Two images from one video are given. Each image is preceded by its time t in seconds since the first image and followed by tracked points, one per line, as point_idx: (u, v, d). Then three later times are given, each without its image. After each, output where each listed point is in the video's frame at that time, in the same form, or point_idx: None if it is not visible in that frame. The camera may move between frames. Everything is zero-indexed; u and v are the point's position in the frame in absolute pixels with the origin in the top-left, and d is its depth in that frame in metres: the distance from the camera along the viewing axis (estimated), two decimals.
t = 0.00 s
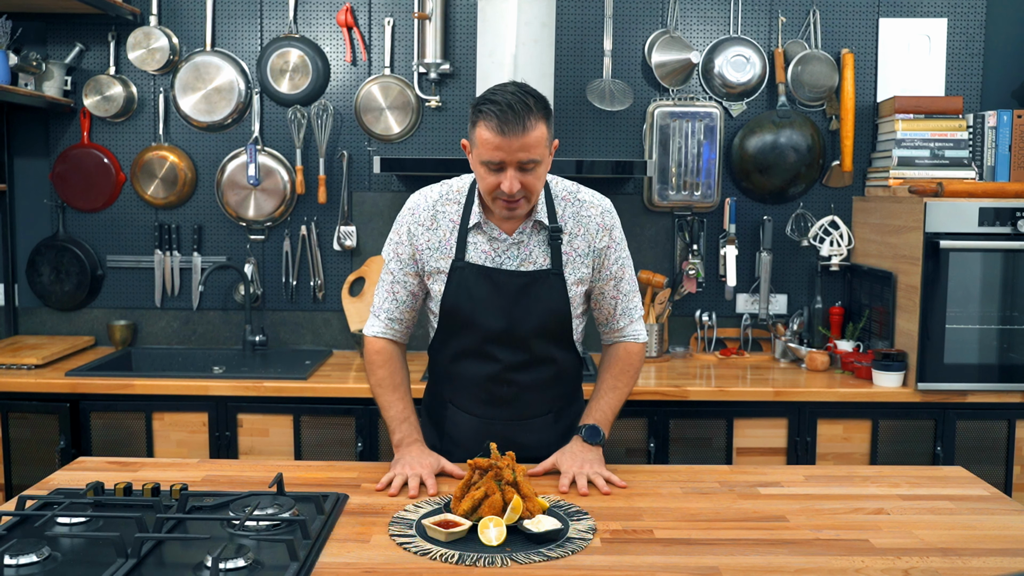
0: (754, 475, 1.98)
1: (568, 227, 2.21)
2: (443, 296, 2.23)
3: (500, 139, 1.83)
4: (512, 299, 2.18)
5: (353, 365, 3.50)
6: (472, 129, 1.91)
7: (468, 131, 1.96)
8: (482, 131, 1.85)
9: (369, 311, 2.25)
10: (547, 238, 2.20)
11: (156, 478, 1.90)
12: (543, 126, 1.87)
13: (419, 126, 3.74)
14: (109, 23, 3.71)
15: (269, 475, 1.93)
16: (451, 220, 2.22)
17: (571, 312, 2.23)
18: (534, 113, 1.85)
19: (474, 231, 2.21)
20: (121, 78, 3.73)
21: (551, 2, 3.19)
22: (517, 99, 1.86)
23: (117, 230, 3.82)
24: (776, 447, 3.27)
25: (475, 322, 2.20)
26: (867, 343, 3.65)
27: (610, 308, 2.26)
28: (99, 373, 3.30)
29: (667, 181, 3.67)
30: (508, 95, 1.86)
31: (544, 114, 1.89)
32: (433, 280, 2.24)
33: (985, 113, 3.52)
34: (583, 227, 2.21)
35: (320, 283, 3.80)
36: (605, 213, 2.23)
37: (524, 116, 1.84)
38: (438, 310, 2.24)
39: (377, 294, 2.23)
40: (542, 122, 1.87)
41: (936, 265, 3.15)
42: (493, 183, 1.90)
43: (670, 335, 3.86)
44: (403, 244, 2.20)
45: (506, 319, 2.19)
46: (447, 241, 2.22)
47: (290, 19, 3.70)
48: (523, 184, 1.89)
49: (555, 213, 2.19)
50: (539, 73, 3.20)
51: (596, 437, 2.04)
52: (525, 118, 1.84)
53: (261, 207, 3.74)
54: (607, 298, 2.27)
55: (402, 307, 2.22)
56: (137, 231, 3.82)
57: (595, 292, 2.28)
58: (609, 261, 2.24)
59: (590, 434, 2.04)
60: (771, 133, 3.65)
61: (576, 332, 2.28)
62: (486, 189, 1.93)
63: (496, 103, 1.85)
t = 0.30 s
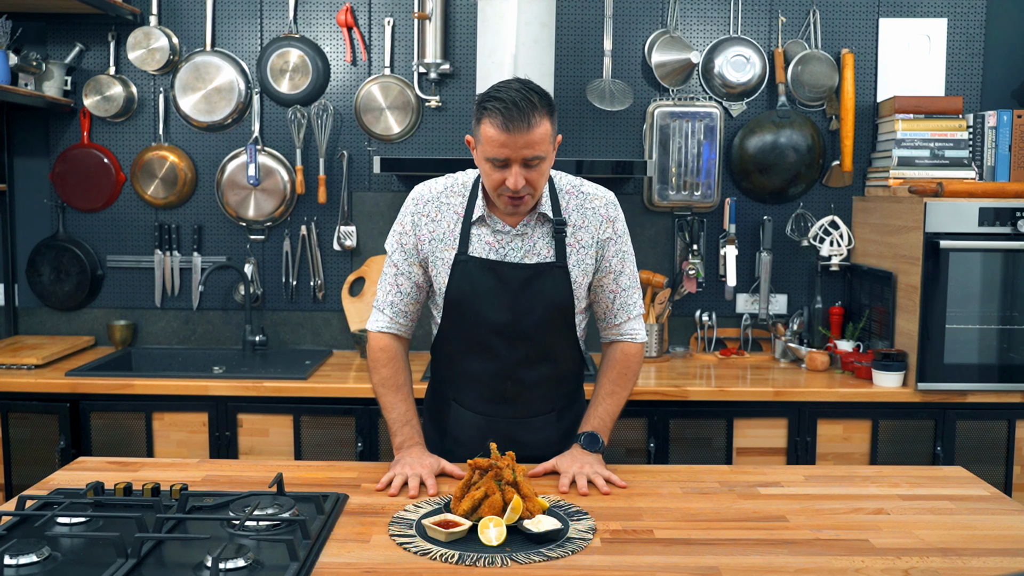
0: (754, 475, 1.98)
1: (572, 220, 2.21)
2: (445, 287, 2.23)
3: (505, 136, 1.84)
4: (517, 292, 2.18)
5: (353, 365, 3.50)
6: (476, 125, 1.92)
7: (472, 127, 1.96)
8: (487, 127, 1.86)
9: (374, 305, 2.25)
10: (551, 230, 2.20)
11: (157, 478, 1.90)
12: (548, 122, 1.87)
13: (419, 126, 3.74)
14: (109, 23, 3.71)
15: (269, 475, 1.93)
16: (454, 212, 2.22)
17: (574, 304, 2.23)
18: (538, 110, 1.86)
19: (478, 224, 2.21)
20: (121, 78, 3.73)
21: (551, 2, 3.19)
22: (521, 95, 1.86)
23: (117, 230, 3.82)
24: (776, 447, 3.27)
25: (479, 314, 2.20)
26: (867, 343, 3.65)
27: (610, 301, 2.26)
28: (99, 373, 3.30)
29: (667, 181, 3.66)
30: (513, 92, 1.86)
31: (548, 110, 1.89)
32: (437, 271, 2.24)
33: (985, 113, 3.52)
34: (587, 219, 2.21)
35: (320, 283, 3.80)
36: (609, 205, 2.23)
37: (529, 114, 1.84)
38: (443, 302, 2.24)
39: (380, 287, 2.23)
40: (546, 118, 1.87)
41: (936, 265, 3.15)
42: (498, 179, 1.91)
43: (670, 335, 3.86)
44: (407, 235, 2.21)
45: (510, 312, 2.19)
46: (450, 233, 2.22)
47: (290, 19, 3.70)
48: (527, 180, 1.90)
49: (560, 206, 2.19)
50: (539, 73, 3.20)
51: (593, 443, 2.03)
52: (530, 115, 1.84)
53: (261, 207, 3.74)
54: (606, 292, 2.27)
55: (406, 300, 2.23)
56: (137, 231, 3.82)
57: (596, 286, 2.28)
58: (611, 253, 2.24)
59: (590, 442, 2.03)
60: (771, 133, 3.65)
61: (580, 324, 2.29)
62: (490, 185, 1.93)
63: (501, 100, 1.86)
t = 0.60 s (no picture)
0: (754, 475, 1.98)
1: (571, 214, 2.22)
2: (445, 281, 2.22)
3: (507, 123, 1.85)
4: (516, 284, 2.18)
5: (353, 365, 3.50)
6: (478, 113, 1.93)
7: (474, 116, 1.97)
8: (489, 114, 1.87)
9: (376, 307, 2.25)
10: (550, 223, 2.22)
11: (157, 478, 1.90)
12: (549, 111, 1.88)
13: (419, 126, 3.74)
14: (109, 24, 3.71)
15: (269, 475, 1.93)
16: (454, 207, 2.23)
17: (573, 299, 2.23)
18: (539, 98, 1.87)
19: (477, 217, 2.22)
20: (121, 78, 3.73)
21: (551, 2, 3.19)
22: (523, 84, 1.87)
23: (117, 229, 3.82)
24: (776, 447, 3.27)
25: (478, 307, 2.20)
26: (867, 343, 3.65)
27: (608, 298, 2.26)
28: (99, 373, 3.31)
29: (667, 181, 3.67)
30: (516, 80, 1.88)
31: (550, 100, 1.90)
32: (437, 266, 2.23)
33: (985, 113, 3.52)
34: (586, 214, 2.23)
35: (320, 283, 3.80)
36: (607, 201, 2.25)
37: (531, 101, 1.85)
38: (443, 298, 2.23)
39: (381, 287, 2.24)
40: (548, 107, 1.88)
41: (936, 265, 3.15)
42: (499, 167, 1.91)
43: (670, 335, 3.86)
44: (407, 232, 2.23)
45: (510, 304, 2.19)
46: (450, 227, 2.22)
47: (290, 19, 3.70)
48: (528, 168, 1.90)
49: (559, 200, 2.21)
50: (539, 73, 3.20)
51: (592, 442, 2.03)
52: (531, 102, 1.85)
53: (261, 207, 3.74)
54: (604, 288, 2.26)
55: (407, 298, 2.23)
56: (137, 231, 3.82)
57: (593, 283, 2.28)
58: (609, 249, 2.24)
59: (590, 441, 2.03)
60: (771, 133, 3.65)
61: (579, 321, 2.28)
62: (491, 173, 1.94)
63: (503, 88, 1.87)
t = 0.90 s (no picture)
0: (754, 475, 1.98)
1: (567, 215, 2.23)
2: (443, 281, 2.22)
3: (480, 123, 1.85)
4: (514, 283, 2.19)
5: (353, 365, 3.50)
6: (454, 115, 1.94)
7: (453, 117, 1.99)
8: (463, 116, 1.88)
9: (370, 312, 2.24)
10: (547, 222, 2.22)
11: (157, 478, 1.90)
12: (524, 105, 1.88)
13: (419, 126, 3.74)
14: (108, 23, 3.71)
15: (269, 475, 1.93)
16: (451, 210, 2.23)
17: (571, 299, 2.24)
18: (511, 94, 1.87)
19: (474, 217, 2.22)
20: (121, 78, 3.73)
21: (551, 2, 3.19)
22: (493, 81, 1.88)
23: (117, 229, 3.82)
24: (776, 447, 3.27)
25: (477, 306, 2.20)
26: (867, 343, 3.65)
27: (608, 299, 2.26)
28: (99, 373, 3.31)
29: (667, 181, 3.66)
30: (487, 79, 1.88)
31: (524, 94, 1.90)
32: (436, 269, 2.24)
33: (985, 113, 3.52)
34: (582, 215, 2.23)
35: (320, 283, 3.80)
36: (603, 203, 2.26)
37: (502, 98, 1.85)
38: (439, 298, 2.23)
39: (377, 292, 2.23)
40: (521, 101, 1.88)
41: (936, 265, 3.15)
42: (480, 167, 1.92)
43: (670, 335, 3.86)
44: (404, 237, 2.22)
45: (509, 303, 2.19)
46: (447, 230, 2.22)
47: (290, 19, 3.70)
48: (508, 165, 1.91)
49: (555, 199, 2.22)
50: (539, 73, 3.20)
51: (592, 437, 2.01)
52: (503, 99, 1.86)
53: (261, 207, 3.74)
54: (605, 289, 2.26)
55: (402, 301, 2.22)
56: (137, 231, 3.82)
57: (592, 284, 2.28)
58: (607, 250, 2.25)
59: (592, 432, 2.01)
60: (771, 133, 3.65)
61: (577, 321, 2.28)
62: (475, 174, 1.95)
63: (472, 88, 1.87)
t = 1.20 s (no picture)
0: (754, 475, 1.98)
1: (561, 212, 2.25)
2: (439, 282, 2.22)
3: (472, 126, 1.85)
4: (510, 282, 2.19)
5: (353, 366, 3.50)
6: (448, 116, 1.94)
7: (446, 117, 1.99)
8: (455, 119, 1.88)
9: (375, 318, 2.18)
10: (541, 220, 2.23)
11: (157, 478, 1.90)
12: (516, 106, 1.87)
13: (419, 126, 3.74)
14: (109, 23, 3.71)
15: (269, 475, 1.93)
16: (446, 211, 2.25)
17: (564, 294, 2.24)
18: (503, 95, 1.86)
19: (469, 217, 2.23)
20: (121, 78, 3.73)
21: (551, 3, 3.19)
22: (484, 83, 1.87)
23: (117, 229, 3.82)
24: (776, 447, 3.27)
25: (473, 306, 2.20)
26: (867, 343, 3.65)
27: (598, 297, 2.25)
28: (99, 373, 3.30)
29: (667, 181, 3.66)
30: (478, 80, 1.87)
31: (516, 95, 1.89)
32: (431, 268, 2.24)
33: (985, 113, 3.52)
34: (575, 212, 2.26)
35: (320, 283, 3.80)
36: (595, 200, 2.28)
37: (493, 101, 1.85)
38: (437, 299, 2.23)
39: (381, 296, 2.18)
40: (512, 102, 1.87)
41: (936, 265, 3.15)
42: (475, 168, 1.93)
43: (670, 335, 3.86)
44: (402, 240, 2.21)
45: (505, 303, 2.19)
46: (442, 231, 2.24)
47: (290, 19, 3.70)
48: (502, 166, 1.91)
49: (547, 198, 2.23)
50: (539, 73, 3.20)
51: (588, 413, 1.86)
52: (495, 102, 1.85)
53: (261, 207, 3.74)
54: (596, 287, 2.26)
55: (408, 304, 2.18)
56: (137, 231, 3.82)
57: (584, 283, 2.28)
58: (598, 246, 2.26)
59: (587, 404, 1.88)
60: (770, 133, 3.65)
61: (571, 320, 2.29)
62: (470, 174, 1.95)
63: (464, 90, 1.86)
